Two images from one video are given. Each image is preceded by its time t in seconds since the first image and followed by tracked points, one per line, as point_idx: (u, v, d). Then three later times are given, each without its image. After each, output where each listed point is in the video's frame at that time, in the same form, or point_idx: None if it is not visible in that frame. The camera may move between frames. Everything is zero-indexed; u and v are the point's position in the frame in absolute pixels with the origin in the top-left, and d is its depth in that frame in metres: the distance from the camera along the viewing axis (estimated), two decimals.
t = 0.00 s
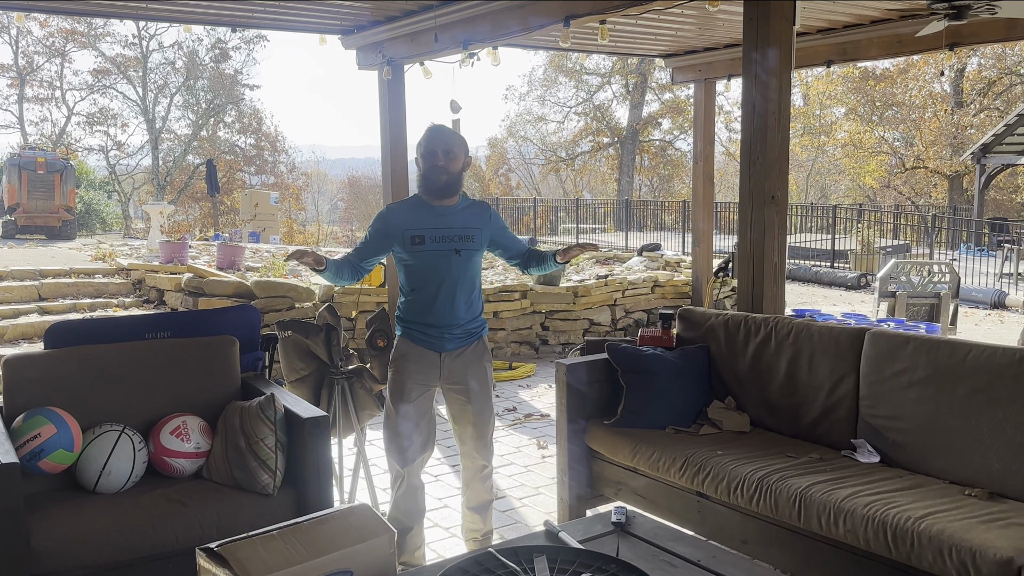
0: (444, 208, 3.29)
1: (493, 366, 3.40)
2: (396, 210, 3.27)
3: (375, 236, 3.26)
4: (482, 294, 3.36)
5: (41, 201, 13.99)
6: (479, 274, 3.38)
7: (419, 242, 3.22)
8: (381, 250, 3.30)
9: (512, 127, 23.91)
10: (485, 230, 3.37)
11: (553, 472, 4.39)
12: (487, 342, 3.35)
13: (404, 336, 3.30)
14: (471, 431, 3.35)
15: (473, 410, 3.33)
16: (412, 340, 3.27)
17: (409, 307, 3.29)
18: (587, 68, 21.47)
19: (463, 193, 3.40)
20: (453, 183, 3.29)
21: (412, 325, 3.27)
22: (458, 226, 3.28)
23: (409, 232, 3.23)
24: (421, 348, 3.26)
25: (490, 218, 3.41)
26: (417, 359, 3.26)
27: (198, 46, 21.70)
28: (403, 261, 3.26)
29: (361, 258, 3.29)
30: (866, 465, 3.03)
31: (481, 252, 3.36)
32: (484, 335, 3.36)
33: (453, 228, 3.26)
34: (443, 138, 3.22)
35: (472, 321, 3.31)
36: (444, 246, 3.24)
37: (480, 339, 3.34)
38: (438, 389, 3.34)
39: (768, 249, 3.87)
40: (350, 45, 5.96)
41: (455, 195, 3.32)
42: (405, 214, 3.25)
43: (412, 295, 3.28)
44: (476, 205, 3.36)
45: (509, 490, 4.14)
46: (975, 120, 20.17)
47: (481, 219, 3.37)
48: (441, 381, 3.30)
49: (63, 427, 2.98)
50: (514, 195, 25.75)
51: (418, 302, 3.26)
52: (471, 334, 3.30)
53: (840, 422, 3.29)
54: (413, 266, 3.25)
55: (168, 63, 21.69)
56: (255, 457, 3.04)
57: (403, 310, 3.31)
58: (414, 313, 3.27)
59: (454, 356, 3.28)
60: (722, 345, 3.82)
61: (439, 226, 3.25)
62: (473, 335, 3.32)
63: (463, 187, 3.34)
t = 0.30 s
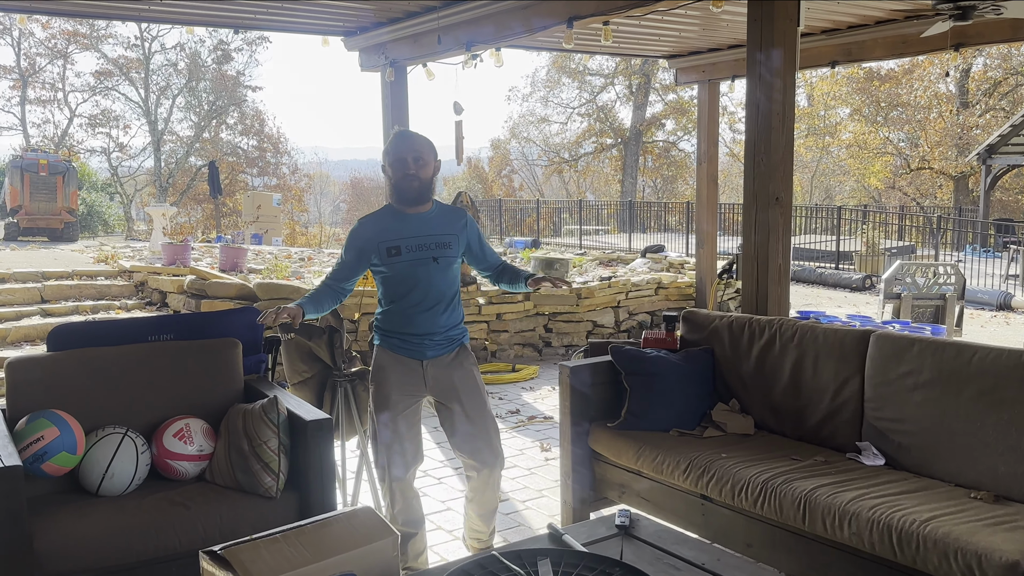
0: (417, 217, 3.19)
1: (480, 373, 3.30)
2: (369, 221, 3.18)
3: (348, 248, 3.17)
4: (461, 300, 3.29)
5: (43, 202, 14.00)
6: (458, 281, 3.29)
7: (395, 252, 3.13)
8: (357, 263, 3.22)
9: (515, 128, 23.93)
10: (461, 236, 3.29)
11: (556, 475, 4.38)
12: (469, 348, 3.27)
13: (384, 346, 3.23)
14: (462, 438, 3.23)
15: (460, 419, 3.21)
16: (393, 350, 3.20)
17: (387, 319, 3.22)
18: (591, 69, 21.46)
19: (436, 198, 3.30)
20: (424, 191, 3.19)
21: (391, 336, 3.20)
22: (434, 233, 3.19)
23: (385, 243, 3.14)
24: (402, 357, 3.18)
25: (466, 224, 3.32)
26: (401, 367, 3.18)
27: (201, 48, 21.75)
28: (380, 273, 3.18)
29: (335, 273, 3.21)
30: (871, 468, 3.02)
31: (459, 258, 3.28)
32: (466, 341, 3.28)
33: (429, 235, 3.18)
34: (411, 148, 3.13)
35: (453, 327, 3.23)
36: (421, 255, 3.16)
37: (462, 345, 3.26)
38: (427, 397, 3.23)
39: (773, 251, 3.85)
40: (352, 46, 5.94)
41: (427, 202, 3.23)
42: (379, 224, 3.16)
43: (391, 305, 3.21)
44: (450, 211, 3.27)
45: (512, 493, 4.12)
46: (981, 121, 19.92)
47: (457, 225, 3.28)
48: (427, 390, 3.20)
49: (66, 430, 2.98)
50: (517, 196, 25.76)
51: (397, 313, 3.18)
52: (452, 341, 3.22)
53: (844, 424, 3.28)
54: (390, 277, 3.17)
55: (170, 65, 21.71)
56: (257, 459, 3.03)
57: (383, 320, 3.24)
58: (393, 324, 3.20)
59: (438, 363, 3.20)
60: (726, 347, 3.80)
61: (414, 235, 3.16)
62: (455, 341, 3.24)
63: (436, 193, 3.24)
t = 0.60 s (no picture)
0: (403, 219, 3.07)
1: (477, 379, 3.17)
2: (356, 225, 3.07)
3: (336, 253, 3.08)
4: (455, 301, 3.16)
5: (47, 205, 14.03)
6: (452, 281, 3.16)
7: (382, 256, 3.02)
8: (346, 271, 3.12)
9: (519, 130, 23.93)
10: (453, 233, 3.15)
11: (561, 479, 4.37)
12: (464, 352, 3.15)
13: (377, 351, 3.14)
14: (458, 446, 3.12)
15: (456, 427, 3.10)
16: (387, 355, 3.10)
17: (379, 324, 3.12)
18: (595, 70, 21.45)
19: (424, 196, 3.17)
20: (409, 191, 3.07)
21: (384, 342, 3.10)
22: (422, 234, 3.06)
23: (372, 248, 3.03)
24: (394, 363, 3.08)
25: (457, 220, 3.18)
26: (393, 373, 3.09)
27: (204, 50, 21.80)
28: (369, 278, 3.08)
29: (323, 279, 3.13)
30: (878, 472, 3.00)
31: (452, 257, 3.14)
32: (460, 344, 3.15)
33: (417, 236, 3.05)
34: (388, 149, 3.01)
35: (447, 330, 3.11)
36: (409, 258, 3.04)
37: (456, 348, 3.13)
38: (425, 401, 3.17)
39: (779, 253, 3.83)
40: (356, 48, 5.94)
41: (414, 201, 3.10)
42: (364, 228, 3.05)
43: (382, 310, 3.11)
44: (440, 210, 3.13)
45: (517, 497, 4.12)
46: (988, 122, 19.94)
47: (447, 223, 3.14)
48: (423, 395, 3.11)
49: (70, 433, 2.97)
50: (521, 199, 25.73)
51: (388, 318, 3.08)
52: (446, 344, 3.10)
53: (851, 428, 3.26)
54: (379, 281, 3.07)
55: (174, 67, 21.75)
56: (262, 463, 3.02)
57: (374, 326, 3.14)
58: (386, 328, 3.09)
59: (432, 367, 3.09)
60: (732, 350, 3.78)
61: (401, 237, 3.04)
62: (450, 344, 3.12)
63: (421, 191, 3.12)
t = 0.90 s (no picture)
0: (404, 226, 3.02)
1: (477, 386, 3.13)
2: (357, 233, 3.05)
3: (338, 261, 3.07)
4: (458, 308, 3.11)
5: (49, 208, 14.06)
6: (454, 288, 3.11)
7: (382, 264, 2.99)
8: (349, 278, 3.10)
9: (523, 132, 23.94)
10: (455, 241, 3.09)
11: (565, 483, 4.35)
12: (465, 358, 3.10)
13: (378, 357, 3.12)
14: (457, 453, 3.08)
15: (456, 434, 3.06)
16: (387, 362, 3.07)
17: (380, 331, 3.09)
18: (599, 72, 21.47)
19: (426, 201, 3.13)
20: (410, 199, 3.01)
21: (384, 349, 3.07)
22: (423, 239, 3.02)
23: (372, 255, 3.00)
24: (394, 371, 3.06)
25: (460, 228, 3.12)
26: (393, 379, 3.06)
27: (207, 52, 21.84)
28: (370, 286, 3.05)
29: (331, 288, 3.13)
30: (884, 476, 2.98)
31: (453, 265, 3.09)
32: (462, 351, 3.10)
33: (418, 243, 3.01)
34: (389, 156, 2.95)
35: (448, 336, 3.06)
36: (409, 266, 3.00)
37: (457, 355, 3.08)
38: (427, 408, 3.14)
39: (785, 255, 3.82)
40: (360, 50, 5.92)
41: (416, 208, 3.05)
42: (365, 236, 3.02)
43: (383, 317, 3.08)
44: (441, 215, 3.08)
45: (520, 500, 4.10)
46: (995, 125, 19.73)
47: (449, 231, 3.08)
48: (422, 402, 3.08)
49: (73, 435, 2.96)
50: (526, 202, 25.69)
51: (389, 324, 3.05)
52: (447, 351, 3.05)
53: (855, 432, 3.24)
54: (380, 289, 3.04)
55: (177, 69, 21.82)
56: (264, 465, 3.01)
57: (376, 332, 3.12)
58: (386, 335, 3.07)
59: (432, 374, 3.05)
60: (736, 352, 3.77)
61: (401, 244, 3.00)
62: (451, 350, 3.07)
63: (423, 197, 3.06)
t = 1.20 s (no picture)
0: (419, 227, 2.99)
1: (488, 397, 3.06)
2: (374, 232, 3.04)
3: (354, 260, 3.07)
4: (471, 314, 3.04)
5: (50, 209, 14.04)
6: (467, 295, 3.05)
7: (393, 266, 2.97)
8: (363, 279, 3.09)
9: (526, 134, 23.88)
10: (470, 245, 3.03)
11: (567, 485, 4.33)
12: (476, 368, 3.04)
13: (387, 361, 3.09)
14: (465, 460, 3.02)
15: (464, 442, 3.00)
16: (396, 368, 3.04)
17: (391, 335, 3.06)
18: (602, 74, 21.49)
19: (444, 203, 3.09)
20: (425, 199, 2.98)
21: (393, 353, 3.04)
22: (437, 242, 2.98)
23: (384, 256, 2.98)
24: (403, 379, 3.02)
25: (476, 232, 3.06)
26: (400, 387, 3.02)
27: (209, 53, 21.85)
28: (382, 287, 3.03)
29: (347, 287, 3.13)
30: (887, 479, 2.97)
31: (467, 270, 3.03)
32: (473, 360, 3.04)
33: (430, 245, 2.97)
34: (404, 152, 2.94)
35: (458, 344, 3.00)
36: (421, 268, 2.96)
37: (468, 364, 3.02)
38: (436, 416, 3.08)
39: (788, 257, 3.81)
40: (362, 52, 5.92)
41: (431, 208, 3.01)
42: (380, 236, 3.01)
43: (393, 320, 3.04)
44: (458, 218, 3.04)
45: (522, 503, 4.09)
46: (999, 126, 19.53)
47: (464, 234, 3.03)
48: (430, 411, 3.03)
49: (73, 437, 2.95)
50: (528, 204, 25.61)
51: (398, 329, 3.02)
52: (456, 359, 3.00)
53: (859, 435, 3.23)
54: (391, 291, 3.01)
55: (178, 71, 21.84)
56: (266, 468, 3.00)
57: (387, 336, 3.08)
58: (396, 339, 3.03)
59: (440, 382, 3.00)
60: (740, 355, 3.75)
61: (415, 246, 2.97)
62: (461, 357, 3.01)
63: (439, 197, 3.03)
